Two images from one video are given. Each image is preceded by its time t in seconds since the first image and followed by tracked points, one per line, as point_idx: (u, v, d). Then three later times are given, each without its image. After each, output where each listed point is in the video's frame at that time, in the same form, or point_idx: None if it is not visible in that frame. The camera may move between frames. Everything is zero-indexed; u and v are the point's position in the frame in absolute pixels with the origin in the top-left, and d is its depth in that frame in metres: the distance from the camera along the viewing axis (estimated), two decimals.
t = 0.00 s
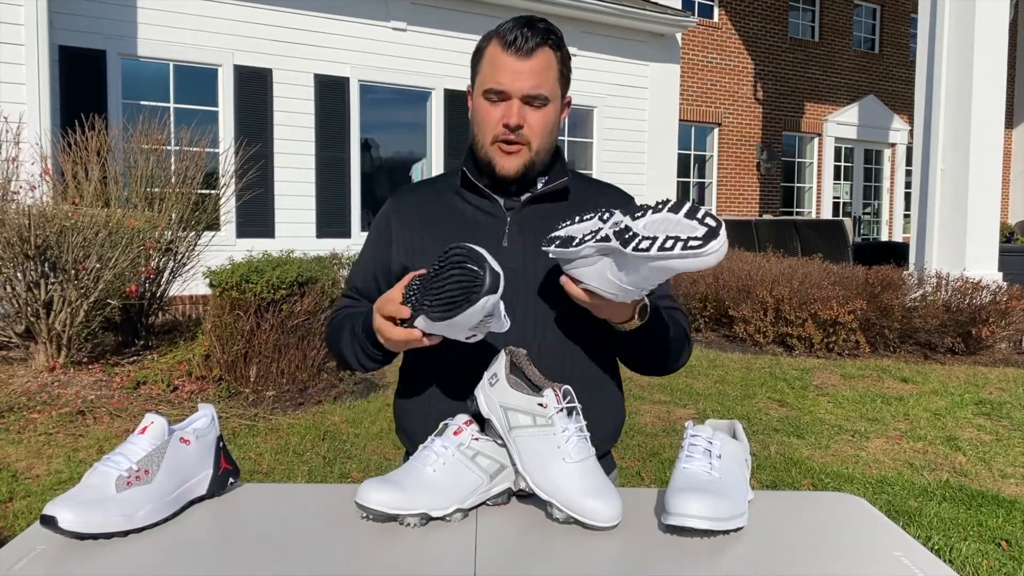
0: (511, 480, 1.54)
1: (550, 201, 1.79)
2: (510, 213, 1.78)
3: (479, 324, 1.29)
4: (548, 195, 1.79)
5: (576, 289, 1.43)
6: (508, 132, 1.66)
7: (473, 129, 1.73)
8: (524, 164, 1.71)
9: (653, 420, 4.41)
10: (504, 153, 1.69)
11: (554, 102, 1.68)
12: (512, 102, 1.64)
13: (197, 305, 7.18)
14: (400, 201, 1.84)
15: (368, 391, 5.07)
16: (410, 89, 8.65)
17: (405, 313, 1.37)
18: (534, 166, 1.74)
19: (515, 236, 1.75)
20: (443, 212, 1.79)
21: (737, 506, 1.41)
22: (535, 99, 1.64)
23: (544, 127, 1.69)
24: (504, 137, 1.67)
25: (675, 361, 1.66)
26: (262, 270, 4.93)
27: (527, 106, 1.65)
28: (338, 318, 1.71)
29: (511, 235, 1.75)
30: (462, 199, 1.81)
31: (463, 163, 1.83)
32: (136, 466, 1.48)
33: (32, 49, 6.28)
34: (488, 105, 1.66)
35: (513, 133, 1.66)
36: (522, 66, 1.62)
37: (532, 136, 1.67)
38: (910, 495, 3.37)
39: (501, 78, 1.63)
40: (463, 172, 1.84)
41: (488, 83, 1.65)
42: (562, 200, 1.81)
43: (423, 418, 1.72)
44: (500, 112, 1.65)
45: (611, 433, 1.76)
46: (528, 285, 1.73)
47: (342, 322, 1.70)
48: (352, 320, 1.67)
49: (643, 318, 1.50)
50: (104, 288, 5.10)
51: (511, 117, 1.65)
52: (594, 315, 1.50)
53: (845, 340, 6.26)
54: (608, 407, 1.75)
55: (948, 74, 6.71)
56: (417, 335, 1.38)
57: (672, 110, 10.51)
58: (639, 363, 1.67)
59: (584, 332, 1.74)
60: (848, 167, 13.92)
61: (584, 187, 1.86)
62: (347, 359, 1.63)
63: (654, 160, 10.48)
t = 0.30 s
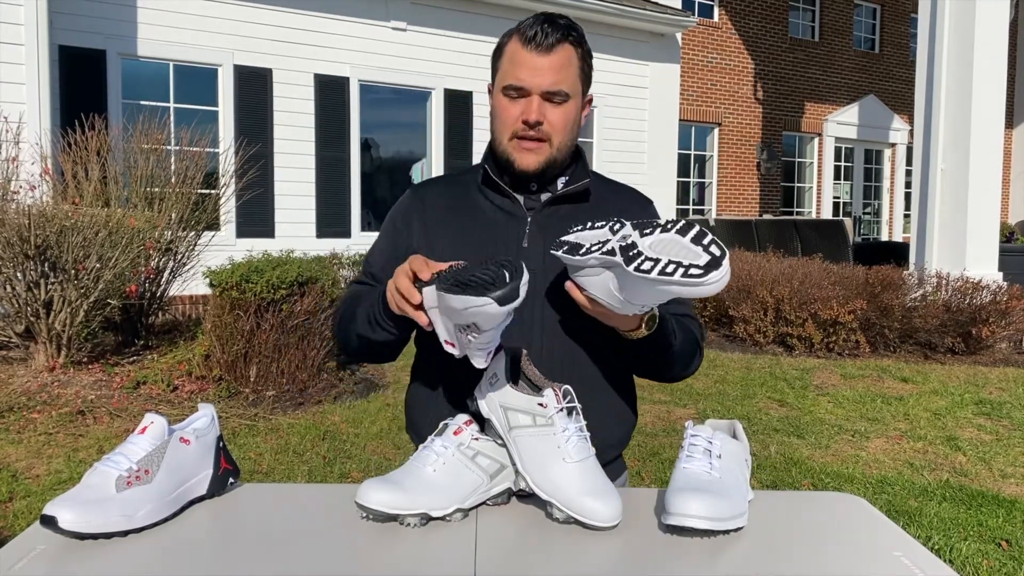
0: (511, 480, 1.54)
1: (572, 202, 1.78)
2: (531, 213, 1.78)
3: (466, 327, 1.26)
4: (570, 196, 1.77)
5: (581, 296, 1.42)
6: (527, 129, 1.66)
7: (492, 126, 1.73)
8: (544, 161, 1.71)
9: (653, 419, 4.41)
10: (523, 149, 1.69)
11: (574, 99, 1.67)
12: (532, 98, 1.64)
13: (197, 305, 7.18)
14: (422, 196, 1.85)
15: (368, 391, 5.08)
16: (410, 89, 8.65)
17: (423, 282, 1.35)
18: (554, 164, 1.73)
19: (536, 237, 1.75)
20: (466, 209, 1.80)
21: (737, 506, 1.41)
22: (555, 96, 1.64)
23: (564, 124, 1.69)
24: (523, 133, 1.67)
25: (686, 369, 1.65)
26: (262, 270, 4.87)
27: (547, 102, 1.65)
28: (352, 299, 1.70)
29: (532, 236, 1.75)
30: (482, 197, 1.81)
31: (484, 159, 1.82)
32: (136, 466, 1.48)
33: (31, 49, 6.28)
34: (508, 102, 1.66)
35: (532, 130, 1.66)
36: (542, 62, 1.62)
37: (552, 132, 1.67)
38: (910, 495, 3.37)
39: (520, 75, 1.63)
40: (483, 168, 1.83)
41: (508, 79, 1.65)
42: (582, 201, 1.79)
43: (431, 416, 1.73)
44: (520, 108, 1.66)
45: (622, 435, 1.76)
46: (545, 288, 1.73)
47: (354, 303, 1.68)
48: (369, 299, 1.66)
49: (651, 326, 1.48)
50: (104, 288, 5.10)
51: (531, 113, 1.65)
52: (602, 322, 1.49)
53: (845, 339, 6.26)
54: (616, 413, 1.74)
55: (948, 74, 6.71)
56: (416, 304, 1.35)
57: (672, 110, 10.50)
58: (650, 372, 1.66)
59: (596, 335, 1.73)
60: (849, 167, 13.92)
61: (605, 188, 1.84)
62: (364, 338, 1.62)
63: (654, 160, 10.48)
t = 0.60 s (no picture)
0: (511, 480, 1.54)
1: (578, 201, 1.78)
2: (537, 213, 1.78)
3: (484, 323, 1.27)
4: (576, 196, 1.78)
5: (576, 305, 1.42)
6: (532, 128, 1.66)
7: (497, 126, 1.73)
8: (550, 160, 1.71)
9: (653, 419, 4.41)
10: (528, 148, 1.69)
11: (578, 97, 1.67)
12: (536, 97, 1.64)
13: (197, 305, 7.19)
14: (428, 195, 1.85)
15: (367, 391, 5.08)
16: (410, 89, 8.65)
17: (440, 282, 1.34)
18: (560, 162, 1.73)
19: (541, 237, 1.75)
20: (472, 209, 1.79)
21: (737, 506, 1.41)
22: (558, 94, 1.64)
23: (569, 123, 1.68)
24: (528, 133, 1.67)
25: (694, 372, 1.65)
26: (262, 270, 4.87)
27: (550, 101, 1.65)
28: (360, 305, 1.70)
29: (537, 237, 1.75)
30: (487, 195, 1.81)
31: (489, 160, 1.83)
32: (136, 466, 1.48)
33: (31, 49, 6.28)
34: (512, 102, 1.66)
35: (537, 129, 1.66)
36: (545, 60, 1.62)
37: (557, 131, 1.67)
38: (910, 495, 3.37)
39: (524, 74, 1.64)
40: (489, 168, 1.83)
41: (512, 79, 1.65)
42: (589, 201, 1.79)
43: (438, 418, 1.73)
44: (524, 108, 1.65)
45: (629, 438, 1.77)
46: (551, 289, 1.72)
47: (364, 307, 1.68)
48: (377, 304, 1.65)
49: (653, 331, 1.49)
50: (104, 288, 5.10)
51: (535, 113, 1.65)
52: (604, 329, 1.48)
53: (845, 339, 6.27)
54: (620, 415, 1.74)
55: (948, 74, 6.71)
56: (430, 303, 1.35)
57: (672, 109, 10.50)
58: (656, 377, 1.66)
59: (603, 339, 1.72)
60: (848, 167, 13.92)
61: (612, 187, 1.84)
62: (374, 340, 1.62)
63: (654, 160, 10.48)
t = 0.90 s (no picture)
0: (511, 480, 1.54)
1: (578, 200, 1.78)
2: (536, 213, 1.78)
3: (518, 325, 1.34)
4: (575, 194, 1.77)
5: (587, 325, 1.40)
6: (537, 124, 1.65)
7: (499, 126, 1.73)
8: (555, 156, 1.70)
9: (653, 419, 4.41)
10: (534, 145, 1.68)
11: (581, 92, 1.68)
12: (540, 92, 1.64)
13: (197, 305, 7.19)
14: (424, 198, 1.85)
15: (367, 391, 5.09)
16: (410, 89, 8.65)
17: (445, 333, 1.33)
18: (564, 159, 1.73)
19: (539, 238, 1.75)
20: (469, 211, 1.80)
21: (737, 506, 1.41)
22: (562, 89, 1.64)
23: (573, 118, 1.68)
24: (533, 130, 1.66)
25: (701, 370, 1.64)
26: (262, 270, 4.87)
27: (555, 96, 1.64)
28: (367, 324, 1.70)
29: (535, 237, 1.75)
30: (486, 196, 1.81)
31: (488, 159, 1.83)
32: (136, 466, 1.48)
33: (32, 49, 6.28)
34: (515, 98, 1.66)
35: (542, 125, 1.65)
36: (549, 56, 1.62)
37: (562, 126, 1.66)
38: (910, 495, 3.37)
39: (527, 70, 1.63)
40: (487, 168, 1.83)
41: (514, 76, 1.65)
42: (588, 199, 1.79)
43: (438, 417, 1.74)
44: (529, 104, 1.65)
45: (634, 437, 1.77)
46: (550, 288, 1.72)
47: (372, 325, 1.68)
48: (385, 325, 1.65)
49: (660, 333, 1.50)
50: (104, 288, 5.10)
51: (540, 108, 1.64)
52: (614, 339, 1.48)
53: (845, 339, 6.27)
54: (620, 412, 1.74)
55: (948, 74, 6.71)
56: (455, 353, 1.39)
57: (671, 109, 10.50)
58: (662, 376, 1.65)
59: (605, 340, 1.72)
60: (849, 167, 13.92)
61: (614, 185, 1.83)
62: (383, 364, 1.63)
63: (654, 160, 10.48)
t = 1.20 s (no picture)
0: (511, 480, 1.54)
1: (574, 198, 1.78)
2: (532, 212, 1.78)
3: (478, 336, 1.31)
4: (571, 193, 1.77)
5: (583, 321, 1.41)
6: (533, 125, 1.66)
7: (495, 127, 1.72)
8: (551, 157, 1.70)
9: (654, 419, 4.41)
10: (529, 147, 1.68)
11: (576, 92, 1.68)
12: (535, 93, 1.64)
13: (197, 305, 7.19)
14: (423, 200, 1.85)
15: (367, 391, 5.09)
16: (410, 89, 8.65)
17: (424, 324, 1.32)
18: (560, 159, 1.73)
19: (536, 237, 1.75)
20: (467, 213, 1.80)
21: (737, 505, 1.41)
22: (557, 90, 1.64)
23: (568, 118, 1.68)
24: (529, 130, 1.66)
25: (699, 367, 1.63)
26: (262, 270, 4.86)
27: (550, 97, 1.65)
28: (369, 325, 1.69)
29: (532, 237, 1.75)
30: (483, 196, 1.81)
31: (484, 159, 1.82)
32: (136, 466, 1.48)
33: (31, 49, 6.28)
34: (510, 99, 1.66)
35: (538, 126, 1.65)
36: (543, 57, 1.62)
37: (558, 127, 1.66)
38: (910, 495, 3.36)
39: (522, 71, 1.63)
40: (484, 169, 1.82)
41: (508, 77, 1.65)
42: (584, 197, 1.79)
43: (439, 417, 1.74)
44: (523, 105, 1.65)
45: (633, 436, 1.77)
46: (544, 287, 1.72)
47: (375, 328, 1.67)
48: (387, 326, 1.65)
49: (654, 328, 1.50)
50: (104, 288, 5.10)
51: (536, 109, 1.64)
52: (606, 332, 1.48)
53: (845, 339, 6.28)
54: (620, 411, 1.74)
55: (947, 73, 6.71)
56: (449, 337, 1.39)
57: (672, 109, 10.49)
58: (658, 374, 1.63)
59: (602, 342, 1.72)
60: (849, 167, 13.92)
61: (610, 184, 1.83)
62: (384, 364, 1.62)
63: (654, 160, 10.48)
